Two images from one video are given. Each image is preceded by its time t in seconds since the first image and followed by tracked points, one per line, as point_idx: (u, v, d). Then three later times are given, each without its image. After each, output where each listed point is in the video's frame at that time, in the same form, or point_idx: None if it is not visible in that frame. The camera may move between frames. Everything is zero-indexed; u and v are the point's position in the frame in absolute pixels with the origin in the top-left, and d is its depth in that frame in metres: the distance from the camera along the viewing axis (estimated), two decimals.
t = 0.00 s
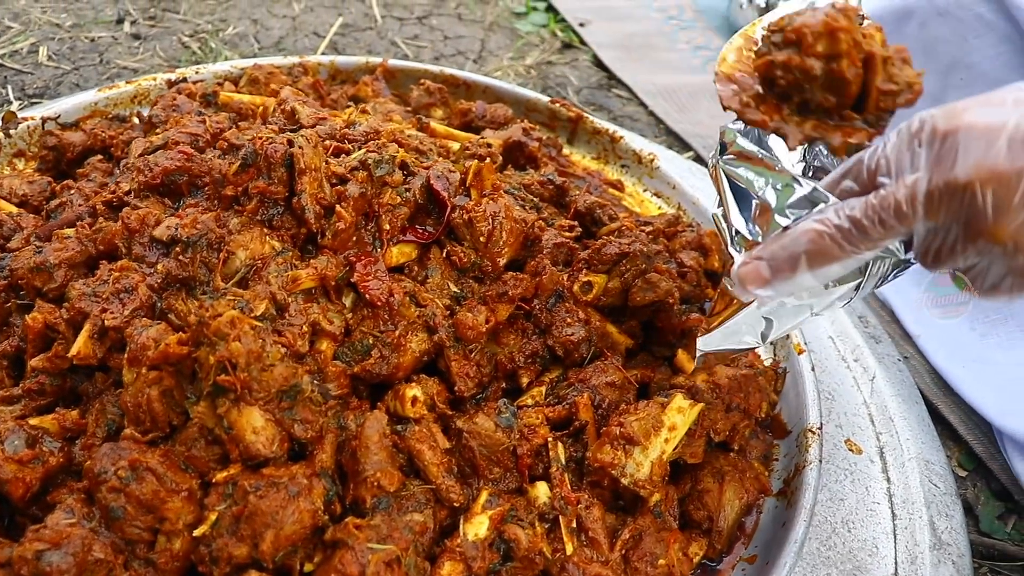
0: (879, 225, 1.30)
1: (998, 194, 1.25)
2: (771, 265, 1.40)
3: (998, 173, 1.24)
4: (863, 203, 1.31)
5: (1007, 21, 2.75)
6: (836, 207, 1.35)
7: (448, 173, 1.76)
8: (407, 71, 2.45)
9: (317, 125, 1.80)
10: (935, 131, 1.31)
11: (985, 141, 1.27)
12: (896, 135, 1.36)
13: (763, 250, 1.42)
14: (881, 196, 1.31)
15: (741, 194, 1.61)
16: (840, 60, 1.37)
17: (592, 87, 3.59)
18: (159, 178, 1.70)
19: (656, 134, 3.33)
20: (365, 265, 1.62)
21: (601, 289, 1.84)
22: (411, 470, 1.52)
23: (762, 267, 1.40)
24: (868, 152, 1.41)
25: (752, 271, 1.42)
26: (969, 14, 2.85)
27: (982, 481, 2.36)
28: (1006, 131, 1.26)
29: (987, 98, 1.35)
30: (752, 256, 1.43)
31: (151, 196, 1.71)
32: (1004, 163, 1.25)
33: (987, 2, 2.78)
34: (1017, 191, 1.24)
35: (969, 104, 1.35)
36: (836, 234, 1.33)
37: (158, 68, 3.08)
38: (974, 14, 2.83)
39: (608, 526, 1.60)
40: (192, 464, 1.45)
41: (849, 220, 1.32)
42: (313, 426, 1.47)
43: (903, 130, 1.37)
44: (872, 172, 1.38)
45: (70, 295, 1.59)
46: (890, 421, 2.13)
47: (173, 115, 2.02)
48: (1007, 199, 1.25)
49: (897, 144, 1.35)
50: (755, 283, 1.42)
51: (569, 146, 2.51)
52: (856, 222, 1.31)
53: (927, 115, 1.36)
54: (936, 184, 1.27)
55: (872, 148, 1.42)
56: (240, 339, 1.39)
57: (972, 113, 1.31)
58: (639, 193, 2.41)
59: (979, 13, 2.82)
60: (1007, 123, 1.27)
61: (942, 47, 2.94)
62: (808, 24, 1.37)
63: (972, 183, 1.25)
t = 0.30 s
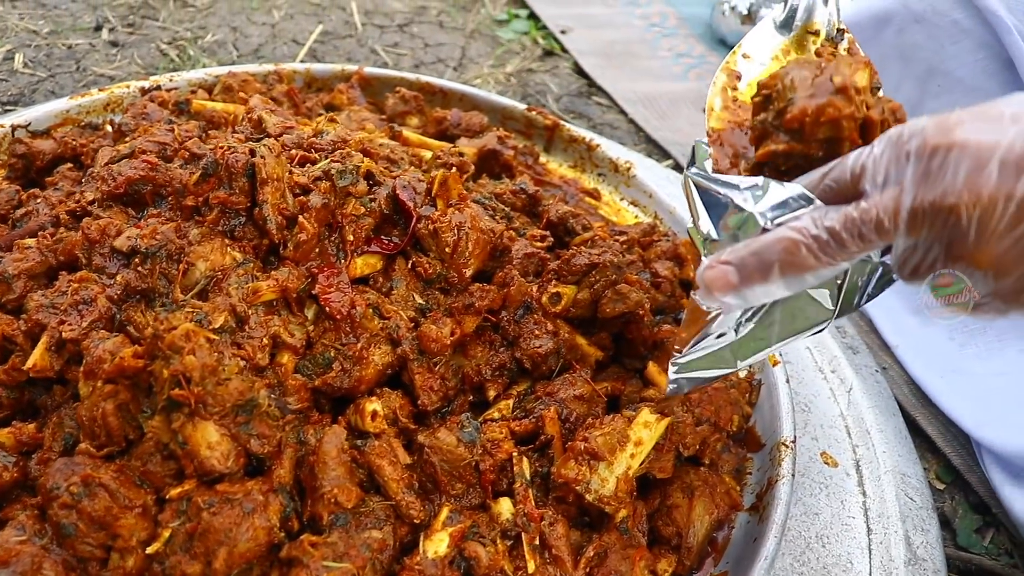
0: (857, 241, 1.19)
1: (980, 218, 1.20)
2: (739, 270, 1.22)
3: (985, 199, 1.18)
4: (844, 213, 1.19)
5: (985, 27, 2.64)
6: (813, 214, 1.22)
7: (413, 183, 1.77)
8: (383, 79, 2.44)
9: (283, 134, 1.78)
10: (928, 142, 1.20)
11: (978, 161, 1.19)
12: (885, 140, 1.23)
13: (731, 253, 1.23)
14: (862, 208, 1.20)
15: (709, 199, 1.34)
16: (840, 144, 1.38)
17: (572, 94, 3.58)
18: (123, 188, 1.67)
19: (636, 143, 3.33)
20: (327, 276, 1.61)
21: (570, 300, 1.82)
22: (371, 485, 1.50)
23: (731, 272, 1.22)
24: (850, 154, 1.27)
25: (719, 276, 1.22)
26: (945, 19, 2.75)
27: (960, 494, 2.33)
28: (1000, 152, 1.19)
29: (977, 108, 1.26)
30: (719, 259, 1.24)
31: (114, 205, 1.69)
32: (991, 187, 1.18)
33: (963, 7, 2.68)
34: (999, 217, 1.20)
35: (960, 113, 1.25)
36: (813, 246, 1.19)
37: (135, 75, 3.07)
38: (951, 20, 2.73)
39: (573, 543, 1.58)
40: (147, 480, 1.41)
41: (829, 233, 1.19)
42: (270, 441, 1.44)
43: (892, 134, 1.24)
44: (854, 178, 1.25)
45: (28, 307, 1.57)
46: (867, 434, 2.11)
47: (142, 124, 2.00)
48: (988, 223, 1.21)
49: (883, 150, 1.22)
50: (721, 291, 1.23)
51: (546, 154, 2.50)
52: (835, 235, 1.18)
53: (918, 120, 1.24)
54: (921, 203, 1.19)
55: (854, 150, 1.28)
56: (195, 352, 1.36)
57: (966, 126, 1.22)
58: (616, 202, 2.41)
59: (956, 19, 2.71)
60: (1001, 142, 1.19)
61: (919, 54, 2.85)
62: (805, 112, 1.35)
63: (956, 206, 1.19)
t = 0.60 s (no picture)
0: (808, 219, 1.24)
1: (933, 213, 1.18)
2: (697, 233, 1.27)
3: (937, 193, 1.17)
4: (799, 194, 1.24)
5: (967, 35, 2.62)
6: (773, 190, 1.28)
7: (386, 188, 1.76)
8: (365, 84, 2.44)
9: (257, 138, 1.78)
10: (886, 133, 1.21)
11: (934, 156, 1.18)
12: (849, 127, 1.27)
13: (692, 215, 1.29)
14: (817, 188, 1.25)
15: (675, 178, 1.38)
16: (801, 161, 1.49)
17: (557, 101, 3.59)
18: (94, 191, 1.66)
19: (619, 149, 3.35)
20: (296, 282, 1.60)
21: (544, 306, 1.80)
22: (337, 493, 1.48)
23: (688, 233, 1.27)
24: (816, 139, 1.33)
25: (674, 237, 1.28)
26: (929, 27, 2.72)
27: (941, 505, 2.31)
28: (958, 148, 1.17)
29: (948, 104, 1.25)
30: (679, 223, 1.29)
31: (85, 209, 1.68)
32: (944, 183, 1.17)
33: (946, 15, 2.65)
34: (952, 214, 1.18)
35: (928, 108, 1.25)
36: (768, 218, 1.25)
37: (118, 80, 3.08)
38: (933, 27, 2.70)
39: (542, 554, 1.56)
40: (110, 485, 1.40)
41: (783, 207, 1.25)
42: (234, 447, 1.42)
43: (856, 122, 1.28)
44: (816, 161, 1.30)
45: None
46: (847, 444, 2.10)
47: (119, 127, 1.98)
48: (942, 218, 1.18)
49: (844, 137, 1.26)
50: (675, 253, 1.28)
51: (527, 161, 2.49)
52: (789, 210, 1.24)
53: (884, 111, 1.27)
54: (874, 191, 1.20)
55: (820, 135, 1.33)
56: (157, 356, 1.34)
57: (929, 121, 1.21)
58: (597, 209, 2.40)
59: (939, 26, 2.69)
60: (960, 138, 1.18)
61: (902, 61, 2.83)
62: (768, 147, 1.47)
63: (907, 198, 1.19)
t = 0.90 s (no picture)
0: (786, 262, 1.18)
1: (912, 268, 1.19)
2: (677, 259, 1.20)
3: (917, 249, 1.17)
4: (783, 230, 1.17)
5: (953, 43, 2.62)
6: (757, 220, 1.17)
7: (364, 193, 1.76)
8: (351, 89, 2.44)
9: (236, 141, 1.78)
10: (881, 182, 1.14)
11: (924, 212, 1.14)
12: (838, 164, 1.16)
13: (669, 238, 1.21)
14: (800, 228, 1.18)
15: (639, 193, 1.26)
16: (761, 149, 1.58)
17: (546, 107, 3.61)
18: (72, 193, 1.65)
19: (608, 155, 3.39)
20: (271, 286, 1.59)
21: (523, 313, 1.79)
22: (308, 499, 1.47)
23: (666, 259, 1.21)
24: (798, 164, 1.20)
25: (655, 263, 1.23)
26: (916, 35, 2.72)
27: (925, 516, 2.29)
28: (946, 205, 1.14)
29: (942, 142, 1.19)
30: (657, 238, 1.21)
31: (61, 211, 1.66)
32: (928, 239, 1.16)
33: (933, 23, 2.65)
34: (925, 265, 1.19)
35: (920, 149, 1.17)
36: (750, 258, 1.17)
37: (105, 83, 3.08)
38: (920, 34, 2.70)
39: (515, 562, 1.54)
40: (78, 490, 1.37)
41: (763, 246, 1.17)
42: (203, 452, 1.41)
43: (846, 156, 1.17)
44: (797, 193, 1.19)
45: None
46: (830, 454, 2.08)
47: (100, 130, 1.97)
48: (916, 266, 1.20)
49: (832, 174, 1.16)
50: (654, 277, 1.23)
51: (514, 166, 2.49)
52: (769, 251, 1.17)
53: (874, 147, 1.17)
54: (856, 241, 1.16)
55: (803, 161, 1.20)
56: (126, 360, 1.33)
57: (920, 167, 1.15)
58: (583, 215, 2.42)
59: (925, 34, 2.69)
60: (949, 195, 1.14)
61: (890, 68, 2.84)
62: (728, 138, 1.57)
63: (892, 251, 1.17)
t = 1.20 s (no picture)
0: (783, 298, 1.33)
1: (909, 313, 1.34)
2: (673, 295, 1.29)
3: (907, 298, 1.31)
4: (782, 276, 1.30)
5: (949, 41, 2.62)
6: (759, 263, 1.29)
7: (350, 186, 1.75)
8: (343, 85, 2.44)
9: (222, 135, 1.77)
10: (889, 240, 1.26)
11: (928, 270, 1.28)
12: (846, 213, 1.25)
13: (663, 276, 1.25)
14: (801, 270, 1.31)
15: (629, 231, 1.28)
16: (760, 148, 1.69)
17: (539, 107, 3.62)
18: (55, 185, 1.64)
19: (601, 154, 3.41)
20: (253, 278, 1.58)
21: (509, 309, 1.78)
22: (288, 493, 1.45)
23: (661, 293, 1.29)
24: (808, 203, 1.27)
25: (647, 295, 1.29)
26: (910, 32, 2.71)
27: (917, 518, 2.28)
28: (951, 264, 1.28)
29: (953, 193, 1.28)
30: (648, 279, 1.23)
31: (45, 203, 1.65)
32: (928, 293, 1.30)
33: (928, 20, 2.65)
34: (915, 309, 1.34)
35: (932, 203, 1.27)
36: (745, 295, 1.29)
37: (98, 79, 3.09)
38: (916, 31, 2.69)
39: (497, 560, 1.52)
40: (54, 482, 1.35)
41: (762, 287, 1.30)
42: (180, 445, 1.39)
43: (856, 205, 1.26)
44: (804, 234, 1.27)
45: None
46: (821, 454, 2.06)
47: (88, 123, 1.96)
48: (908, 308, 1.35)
49: (838, 226, 1.26)
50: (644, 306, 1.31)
51: (505, 164, 2.49)
52: (767, 291, 1.30)
53: (885, 197, 1.27)
54: (858, 288, 1.31)
55: (812, 199, 1.27)
56: (103, 350, 1.31)
57: (925, 226, 1.26)
58: (575, 214, 2.41)
59: (921, 31, 2.68)
60: (958, 254, 1.27)
61: (885, 65, 2.82)
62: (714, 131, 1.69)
63: (893, 300, 1.31)
